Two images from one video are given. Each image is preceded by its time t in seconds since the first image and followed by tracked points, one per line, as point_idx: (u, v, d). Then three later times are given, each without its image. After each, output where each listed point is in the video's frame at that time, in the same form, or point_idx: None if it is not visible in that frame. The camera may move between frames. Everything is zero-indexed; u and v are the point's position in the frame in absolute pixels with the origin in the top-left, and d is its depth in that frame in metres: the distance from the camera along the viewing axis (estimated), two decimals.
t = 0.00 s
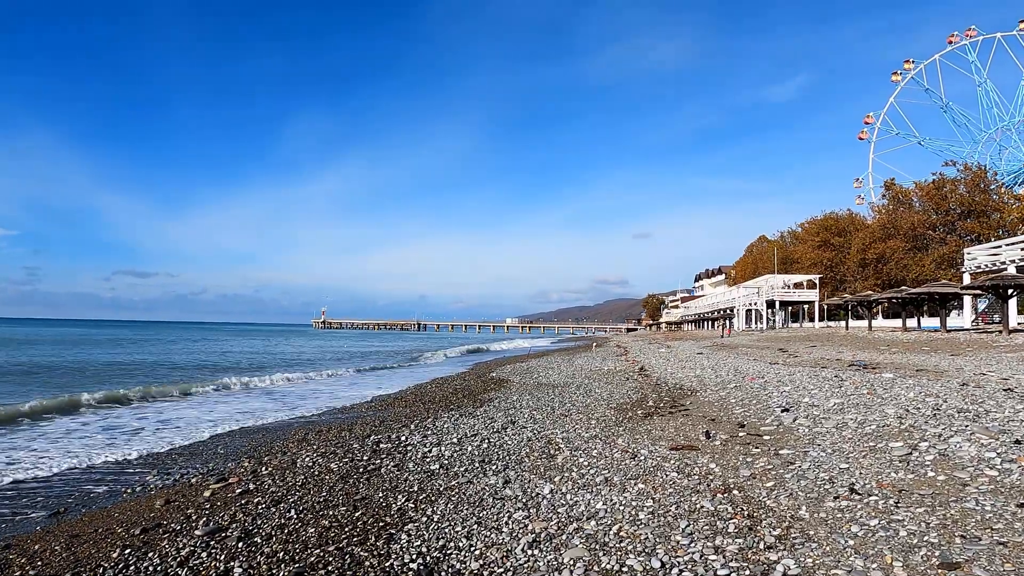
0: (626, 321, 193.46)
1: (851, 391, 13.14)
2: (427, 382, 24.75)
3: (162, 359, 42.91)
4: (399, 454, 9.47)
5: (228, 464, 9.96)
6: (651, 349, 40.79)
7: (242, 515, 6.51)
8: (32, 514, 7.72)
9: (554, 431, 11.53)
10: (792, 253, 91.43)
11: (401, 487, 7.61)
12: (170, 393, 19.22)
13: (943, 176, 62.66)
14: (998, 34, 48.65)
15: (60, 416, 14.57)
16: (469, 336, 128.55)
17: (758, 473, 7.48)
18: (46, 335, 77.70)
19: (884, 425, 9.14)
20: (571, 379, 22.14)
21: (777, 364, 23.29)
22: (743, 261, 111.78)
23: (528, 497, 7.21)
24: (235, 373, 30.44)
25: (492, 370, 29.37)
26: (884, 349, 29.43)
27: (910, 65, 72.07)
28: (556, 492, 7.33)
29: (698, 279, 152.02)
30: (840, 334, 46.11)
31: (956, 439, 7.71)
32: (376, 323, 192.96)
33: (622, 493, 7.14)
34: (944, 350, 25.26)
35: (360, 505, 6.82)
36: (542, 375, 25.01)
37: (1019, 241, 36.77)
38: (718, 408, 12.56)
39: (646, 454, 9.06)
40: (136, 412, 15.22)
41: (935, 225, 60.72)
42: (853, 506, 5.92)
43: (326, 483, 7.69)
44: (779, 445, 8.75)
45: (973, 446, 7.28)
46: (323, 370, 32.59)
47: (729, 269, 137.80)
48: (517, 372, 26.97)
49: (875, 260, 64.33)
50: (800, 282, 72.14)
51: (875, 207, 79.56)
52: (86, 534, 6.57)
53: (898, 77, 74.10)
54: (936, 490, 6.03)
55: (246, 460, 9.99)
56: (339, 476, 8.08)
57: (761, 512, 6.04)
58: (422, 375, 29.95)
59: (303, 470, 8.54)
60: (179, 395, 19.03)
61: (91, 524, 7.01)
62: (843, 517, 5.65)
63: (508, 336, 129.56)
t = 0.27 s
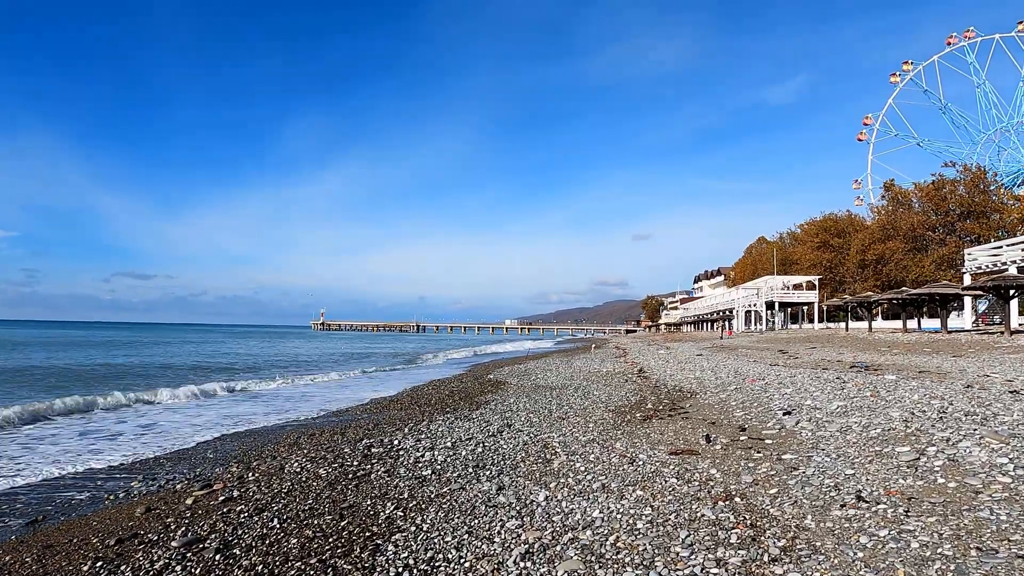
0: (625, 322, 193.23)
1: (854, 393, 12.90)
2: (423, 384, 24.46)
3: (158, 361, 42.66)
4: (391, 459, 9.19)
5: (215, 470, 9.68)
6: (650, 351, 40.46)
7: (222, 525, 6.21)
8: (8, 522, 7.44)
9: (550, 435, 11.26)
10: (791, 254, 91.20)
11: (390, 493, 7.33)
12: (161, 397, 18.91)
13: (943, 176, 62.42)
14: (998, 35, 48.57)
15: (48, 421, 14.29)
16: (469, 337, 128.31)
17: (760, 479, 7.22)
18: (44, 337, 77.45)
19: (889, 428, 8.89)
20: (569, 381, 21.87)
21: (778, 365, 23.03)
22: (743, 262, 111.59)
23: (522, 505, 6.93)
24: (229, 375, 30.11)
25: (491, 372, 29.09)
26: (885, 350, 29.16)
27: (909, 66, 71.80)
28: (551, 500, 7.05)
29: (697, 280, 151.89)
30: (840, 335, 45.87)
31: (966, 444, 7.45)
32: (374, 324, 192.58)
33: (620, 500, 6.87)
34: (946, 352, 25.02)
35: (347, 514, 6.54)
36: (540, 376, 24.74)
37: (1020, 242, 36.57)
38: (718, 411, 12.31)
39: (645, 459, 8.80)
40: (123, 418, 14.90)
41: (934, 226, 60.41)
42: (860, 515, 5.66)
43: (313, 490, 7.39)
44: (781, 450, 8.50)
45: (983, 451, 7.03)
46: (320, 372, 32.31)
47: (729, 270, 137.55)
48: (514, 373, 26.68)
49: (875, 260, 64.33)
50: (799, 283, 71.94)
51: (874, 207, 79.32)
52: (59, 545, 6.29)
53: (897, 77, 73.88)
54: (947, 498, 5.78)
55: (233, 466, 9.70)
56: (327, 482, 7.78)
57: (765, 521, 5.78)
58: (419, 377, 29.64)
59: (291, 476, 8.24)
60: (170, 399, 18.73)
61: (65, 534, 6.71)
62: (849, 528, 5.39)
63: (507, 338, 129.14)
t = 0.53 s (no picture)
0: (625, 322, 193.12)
1: (858, 396, 12.74)
2: (422, 386, 24.27)
3: (156, 362, 42.48)
4: (387, 465, 9.00)
5: (209, 476, 9.48)
6: (650, 352, 40.26)
7: (212, 536, 6.01)
8: None
9: (550, 440, 11.07)
10: (790, 255, 91.09)
11: (386, 502, 7.14)
12: (156, 400, 18.71)
13: (943, 177, 62.24)
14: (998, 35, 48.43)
15: (41, 426, 14.10)
16: (468, 338, 128.24)
17: (766, 487, 7.04)
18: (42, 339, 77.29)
19: (896, 434, 8.74)
20: (569, 383, 21.67)
21: (779, 367, 22.86)
22: (742, 263, 111.49)
23: (522, 514, 6.76)
24: (225, 377, 29.87)
25: (490, 373, 28.91)
26: (886, 352, 28.98)
27: (908, 66, 71.62)
28: (551, 509, 6.87)
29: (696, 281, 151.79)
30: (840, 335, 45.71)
31: (975, 451, 7.30)
32: (373, 325, 192.25)
33: (622, 510, 6.70)
34: (948, 353, 24.85)
35: (341, 524, 6.34)
36: (539, 378, 24.56)
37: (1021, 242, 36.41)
38: (720, 415, 12.14)
39: (647, 465, 8.62)
40: (116, 422, 14.68)
41: (934, 226, 60.14)
42: (871, 526, 5.49)
43: (307, 498, 7.20)
44: (786, 456, 8.33)
45: (994, 459, 6.88)
46: (318, 373, 32.12)
47: (728, 270, 137.40)
48: (513, 376, 26.48)
49: (874, 261, 64.48)
50: (799, 284, 71.80)
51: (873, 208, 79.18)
52: (44, 557, 6.09)
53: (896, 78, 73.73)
54: (960, 508, 5.63)
55: (227, 472, 9.52)
56: (322, 490, 7.59)
57: (773, 532, 5.60)
58: (417, 379, 29.43)
59: (285, 483, 8.04)
60: (165, 402, 18.53)
61: (51, 545, 6.51)
62: (861, 541, 5.22)
63: (506, 338, 128.89)
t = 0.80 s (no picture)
0: (625, 323, 192.68)
1: (867, 397, 12.56)
2: (423, 387, 24.09)
3: (156, 362, 42.29)
4: (389, 467, 8.80)
5: (207, 478, 9.28)
6: (652, 352, 40.09)
7: (208, 541, 5.81)
8: None
9: (554, 441, 10.87)
10: (792, 255, 90.97)
11: (389, 504, 6.94)
12: (155, 401, 18.53)
13: (944, 177, 62.03)
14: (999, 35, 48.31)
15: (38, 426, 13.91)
16: (469, 339, 128.16)
17: (779, 489, 6.85)
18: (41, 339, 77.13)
19: (910, 434, 8.56)
20: (571, 383, 21.49)
21: (783, 367, 22.66)
22: (743, 263, 111.37)
23: (528, 517, 6.57)
24: (225, 378, 29.70)
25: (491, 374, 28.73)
26: (890, 352, 28.81)
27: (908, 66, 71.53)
28: (558, 512, 6.68)
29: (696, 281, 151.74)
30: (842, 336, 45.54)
31: (994, 452, 7.12)
32: (373, 326, 192.20)
33: (633, 513, 6.50)
34: (953, 353, 24.67)
35: (342, 528, 6.14)
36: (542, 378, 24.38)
37: None
38: (728, 415, 11.96)
39: (655, 467, 8.43)
40: (114, 424, 14.50)
41: (935, 226, 59.89)
42: (892, 531, 5.29)
43: (307, 501, 6.99)
44: (798, 457, 8.15)
45: (1014, 460, 6.71)
46: (318, 374, 31.91)
47: (729, 270, 137.10)
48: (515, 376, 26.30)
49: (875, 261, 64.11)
50: (800, 284, 71.63)
51: (875, 208, 78.96)
52: (36, 562, 5.89)
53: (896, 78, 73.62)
54: (983, 512, 5.45)
55: (225, 474, 9.32)
56: (322, 492, 7.38)
57: (790, 537, 5.42)
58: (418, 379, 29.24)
59: (284, 484, 7.83)
60: (164, 403, 18.36)
61: (43, 550, 6.31)
62: (882, 546, 5.03)
63: (506, 339, 128.75)
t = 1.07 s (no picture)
0: (627, 323, 192.24)
1: (880, 398, 12.27)
2: (424, 387, 23.84)
3: (157, 363, 42.09)
4: (392, 470, 8.52)
5: (205, 481, 9.02)
6: (655, 352, 39.81)
7: (203, 549, 5.55)
8: None
9: (561, 443, 10.61)
10: (794, 255, 90.58)
11: (392, 510, 6.66)
12: (154, 402, 18.31)
13: (948, 176, 61.54)
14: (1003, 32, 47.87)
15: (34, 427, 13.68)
16: (470, 339, 127.96)
17: (798, 494, 6.59)
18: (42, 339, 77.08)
19: (930, 437, 8.28)
20: (575, 384, 21.22)
21: (789, 367, 22.37)
22: (745, 263, 111.00)
23: (537, 524, 6.29)
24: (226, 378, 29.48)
25: (493, 374, 28.47)
26: (897, 351, 28.46)
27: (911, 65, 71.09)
28: (568, 518, 6.41)
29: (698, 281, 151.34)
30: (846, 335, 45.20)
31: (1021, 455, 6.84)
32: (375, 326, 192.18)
33: (647, 519, 6.24)
34: (962, 353, 24.31)
35: (344, 535, 5.87)
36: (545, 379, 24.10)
37: None
38: (738, 416, 11.71)
39: (667, 470, 8.17)
40: (112, 425, 14.27)
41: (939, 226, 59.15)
42: (922, 540, 5.03)
43: (307, 506, 6.71)
44: (814, 460, 7.89)
45: None
46: (319, 374, 31.67)
47: (731, 270, 136.60)
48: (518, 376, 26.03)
49: (880, 260, 64.37)
50: (803, 284, 71.27)
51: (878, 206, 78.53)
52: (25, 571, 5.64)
53: (898, 77, 73.26)
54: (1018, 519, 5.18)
55: (224, 477, 9.07)
56: (323, 496, 7.09)
57: (814, 546, 5.16)
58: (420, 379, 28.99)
59: (284, 487, 7.57)
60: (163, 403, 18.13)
61: (34, 557, 6.06)
62: (913, 556, 4.77)
63: (508, 339, 128.51)
